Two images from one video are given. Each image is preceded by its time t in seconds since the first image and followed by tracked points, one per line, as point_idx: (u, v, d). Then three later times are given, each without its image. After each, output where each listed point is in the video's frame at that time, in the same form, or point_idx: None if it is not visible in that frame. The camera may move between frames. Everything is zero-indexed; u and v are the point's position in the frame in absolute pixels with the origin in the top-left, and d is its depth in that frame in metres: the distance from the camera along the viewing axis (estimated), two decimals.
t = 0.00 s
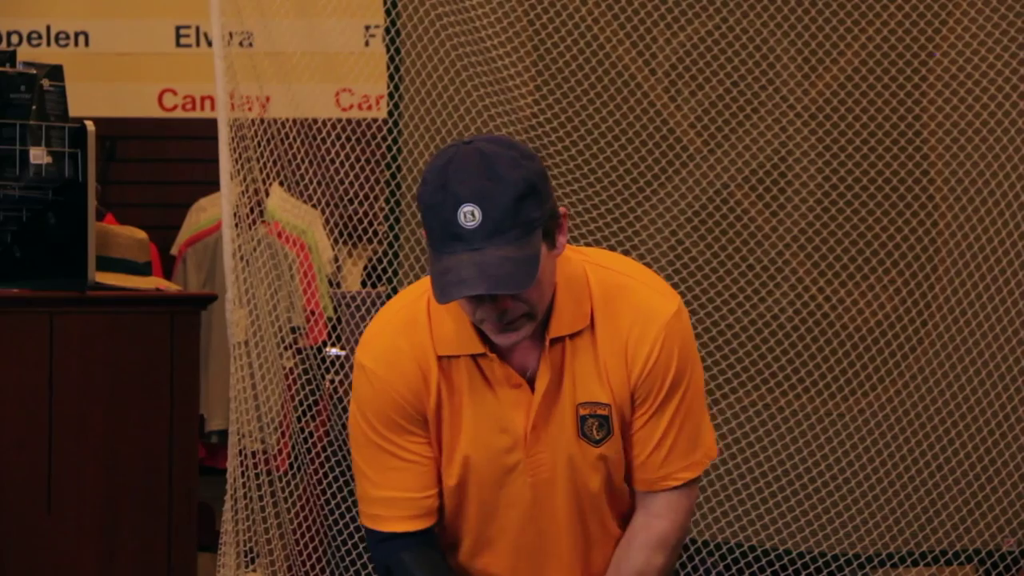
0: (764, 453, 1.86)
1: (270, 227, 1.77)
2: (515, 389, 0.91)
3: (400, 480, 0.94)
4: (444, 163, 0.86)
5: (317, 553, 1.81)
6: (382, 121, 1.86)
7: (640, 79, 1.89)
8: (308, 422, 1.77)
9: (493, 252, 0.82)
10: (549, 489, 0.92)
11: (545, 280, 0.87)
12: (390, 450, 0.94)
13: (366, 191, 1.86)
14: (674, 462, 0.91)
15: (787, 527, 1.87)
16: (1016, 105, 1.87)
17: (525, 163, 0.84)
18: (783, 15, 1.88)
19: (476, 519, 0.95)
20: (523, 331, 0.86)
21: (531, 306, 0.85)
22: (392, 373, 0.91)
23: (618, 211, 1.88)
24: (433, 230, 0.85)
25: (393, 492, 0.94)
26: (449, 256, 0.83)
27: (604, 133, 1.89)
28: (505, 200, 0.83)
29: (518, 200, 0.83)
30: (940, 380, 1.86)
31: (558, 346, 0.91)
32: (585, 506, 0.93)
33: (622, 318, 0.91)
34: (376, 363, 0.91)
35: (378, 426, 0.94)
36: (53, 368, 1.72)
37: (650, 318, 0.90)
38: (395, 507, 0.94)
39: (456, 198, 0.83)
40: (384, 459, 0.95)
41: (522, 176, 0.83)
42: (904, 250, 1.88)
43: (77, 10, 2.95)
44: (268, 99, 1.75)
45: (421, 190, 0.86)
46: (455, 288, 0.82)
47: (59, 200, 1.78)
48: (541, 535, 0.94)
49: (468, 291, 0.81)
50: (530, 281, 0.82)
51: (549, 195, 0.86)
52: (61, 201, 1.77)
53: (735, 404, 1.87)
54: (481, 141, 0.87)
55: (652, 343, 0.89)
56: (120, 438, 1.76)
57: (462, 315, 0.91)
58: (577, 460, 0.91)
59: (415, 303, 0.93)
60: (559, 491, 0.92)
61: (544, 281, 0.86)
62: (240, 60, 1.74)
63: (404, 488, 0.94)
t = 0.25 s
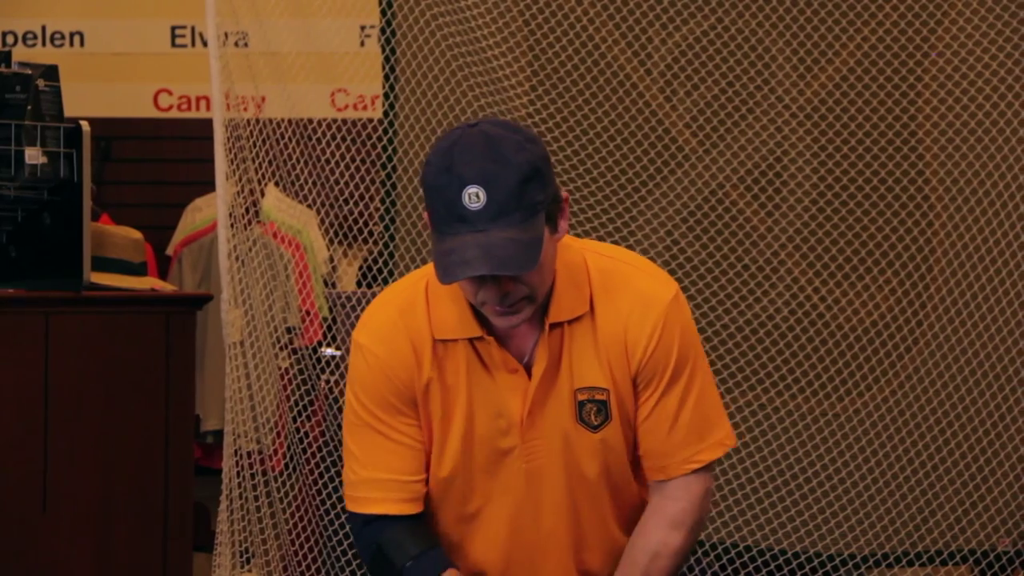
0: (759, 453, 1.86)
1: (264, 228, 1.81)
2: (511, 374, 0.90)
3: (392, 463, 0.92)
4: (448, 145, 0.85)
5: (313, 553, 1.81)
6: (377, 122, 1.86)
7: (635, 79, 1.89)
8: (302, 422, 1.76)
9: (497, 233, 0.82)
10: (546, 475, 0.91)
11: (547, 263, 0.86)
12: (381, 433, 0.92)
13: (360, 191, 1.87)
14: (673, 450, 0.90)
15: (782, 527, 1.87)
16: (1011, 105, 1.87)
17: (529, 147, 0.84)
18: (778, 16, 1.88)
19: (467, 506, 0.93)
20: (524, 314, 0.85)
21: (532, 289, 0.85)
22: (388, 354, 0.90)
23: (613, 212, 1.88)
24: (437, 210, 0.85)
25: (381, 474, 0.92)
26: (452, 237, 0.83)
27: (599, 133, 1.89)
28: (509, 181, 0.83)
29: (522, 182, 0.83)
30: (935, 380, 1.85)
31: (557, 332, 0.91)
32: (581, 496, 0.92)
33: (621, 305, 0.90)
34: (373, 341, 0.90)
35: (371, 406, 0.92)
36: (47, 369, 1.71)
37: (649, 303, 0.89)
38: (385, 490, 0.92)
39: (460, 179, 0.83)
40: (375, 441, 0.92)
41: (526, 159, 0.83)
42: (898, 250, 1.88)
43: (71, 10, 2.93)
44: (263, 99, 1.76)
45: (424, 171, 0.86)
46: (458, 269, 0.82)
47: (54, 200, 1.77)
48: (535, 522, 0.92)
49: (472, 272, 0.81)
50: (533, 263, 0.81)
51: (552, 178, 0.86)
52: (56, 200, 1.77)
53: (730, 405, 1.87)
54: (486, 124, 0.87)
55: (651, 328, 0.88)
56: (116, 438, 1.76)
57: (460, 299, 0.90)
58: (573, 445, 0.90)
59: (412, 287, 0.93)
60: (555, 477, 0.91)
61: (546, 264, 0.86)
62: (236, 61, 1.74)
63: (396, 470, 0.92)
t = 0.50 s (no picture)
0: (757, 449, 1.87)
1: (263, 222, 1.77)
2: (513, 365, 0.91)
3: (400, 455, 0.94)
4: (444, 136, 0.86)
5: (311, 548, 1.82)
6: (375, 117, 1.85)
7: (633, 75, 1.89)
8: (301, 416, 1.80)
9: (493, 220, 0.82)
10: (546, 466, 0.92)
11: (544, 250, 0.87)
12: (388, 426, 0.94)
13: (359, 186, 1.86)
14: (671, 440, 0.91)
15: (780, 522, 1.87)
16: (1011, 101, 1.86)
17: (524, 135, 0.85)
18: (777, 11, 1.88)
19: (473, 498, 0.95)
20: (523, 302, 0.86)
21: (530, 278, 0.85)
22: (390, 347, 0.91)
23: (612, 208, 1.88)
24: (432, 198, 0.85)
25: (393, 469, 0.94)
26: (449, 224, 0.84)
27: (597, 129, 1.89)
28: (505, 169, 0.83)
29: (519, 169, 0.84)
30: (933, 375, 1.86)
31: (556, 322, 0.92)
32: (582, 486, 0.93)
33: (618, 295, 0.91)
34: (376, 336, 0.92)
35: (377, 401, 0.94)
36: (47, 366, 1.71)
37: (645, 294, 0.91)
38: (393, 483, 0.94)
39: (456, 168, 0.84)
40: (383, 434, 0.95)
41: (522, 147, 0.84)
42: (897, 247, 1.89)
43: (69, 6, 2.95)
44: (260, 94, 1.76)
45: (420, 162, 0.86)
46: (456, 258, 0.82)
47: (51, 195, 1.78)
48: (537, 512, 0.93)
49: (469, 259, 0.81)
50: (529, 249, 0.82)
51: (548, 166, 0.86)
52: (54, 196, 1.78)
53: (728, 400, 1.88)
54: (481, 113, 0.87)
55: (648, 318, 0.90)
56: (114, 433, 1.76)
57: (460, 291, 0.91)
58: (573, 436, 0.91)
59: (413, 280, 0.94)
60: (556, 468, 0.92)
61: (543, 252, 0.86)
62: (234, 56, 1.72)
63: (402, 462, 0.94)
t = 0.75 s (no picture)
0: (758, 443, 1.87)
1: (265, 216, 1.81)
2: (523, 364, 0.91)
3: (419, 460, 0.95)
4: (445, 138, 0.86)
5: (313, 542, 1.82)
6: (376, 111, 1.85)
7: (635, 67, 1.89)
8: (302, 411, 1.80)
9: (497, 225, 0.82)
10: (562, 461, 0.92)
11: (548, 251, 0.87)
12: (405, 432, 0.95)
13: (360, 180, 1.85)
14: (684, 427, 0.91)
15: (781, 517, 1.87)
16: (1011, 94, 1.87)
17: (526, 136, 0.85)
18: (778, 5, 1.88)
19: (493, 495, 0.96)
20: (528, 303, 0.86)
21: (535, 278, 0.85)
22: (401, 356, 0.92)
23: (614, 201, 1.88)
24: (434, 204, 0.85)
25: (414, 477, 0.95)
26: (451, 230, 0.83)
27: (598, 123, 1.89)
28: (508, 170, 0.83)
29: (521, 171, 0.84)
30: (935, 369, 1.86)
31: (564, 317, 0.91)
32: (601, 479, 0.94)
33: (626, 287, 0.91)
34: (387, 343, 0.92)
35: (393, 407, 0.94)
36: (48, 360, 1.71)
37: (652, 284, 0.91)
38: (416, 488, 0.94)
39: (458, 170, 0.83)
40: (401, 440, 0.96)
41: (524, 148, 0.84)
42: (898, 240, 1.88)
43: None
44: (263, 89, 1.78)
45: (422, 164, 0.86)
46: (460, 262, 0.82)
47: (53, 189, 1.77)
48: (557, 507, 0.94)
49: (474, 264, 0.81)
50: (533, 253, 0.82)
51: (551, 167, 0.86)
52: (56, 190, 1.78)
53: (728, 395, 1.87)
54: (481, 114, 0.87)
55: (656, 309, 0.90)
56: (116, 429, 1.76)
57: (466, 292, 0.91)
58: (587, 432, 0.92)
59: (421, 284, 0.94)
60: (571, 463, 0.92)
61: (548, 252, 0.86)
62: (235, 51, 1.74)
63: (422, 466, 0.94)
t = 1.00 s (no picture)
0: (760, 439, 1.87)
1: (266, 213, 1.81)
2: (521, 377, 0.94)
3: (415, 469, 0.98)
4: (448, 149, 0.87)
5: (314, 540, 1.81)
6: (378, 108, 1.86)
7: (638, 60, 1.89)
8: (303, 408, 1.78)
9: (494, 238, 0.83)
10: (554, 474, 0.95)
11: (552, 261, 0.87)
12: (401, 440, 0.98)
13: (362, 176, 1.87)
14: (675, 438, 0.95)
15: (783, 513, 1.87)
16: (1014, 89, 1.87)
17: (529, 150, 0.86)
18: (780, 2, 1.88)
19: (488, 500, 0.99)
20: (526, 317, 0.87)
21: (533, 293, 0.86)
22: (400, 366, 0.93)
23: (617, 194, 1.89)
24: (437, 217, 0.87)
25: (411, 483, 0.97)
26: (449, 242, 0.85)
27: (600, 120, 1.89)
28: (509, 184, 0.84)
29: (523, 185, 0.85)
30: (936, 366, 1.86)
31: (562, 333, 0.94)
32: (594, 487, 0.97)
33: (622, 304, 0.93)
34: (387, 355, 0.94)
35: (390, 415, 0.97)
36: (49, 357, 1.70)
37: (648, 300, 0.93)
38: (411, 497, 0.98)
39: (459, 182, 0.85)
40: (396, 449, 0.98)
41: (525, 162, 0.85)
42: (899, 235, 1.88)
43: None
44: (264, 85, 1.78)
45: (424, 174, 0.88)
46: (456, 274, 0.83)
47: (54, 186, 1.77)
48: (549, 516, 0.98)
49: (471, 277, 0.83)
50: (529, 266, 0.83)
51: (554, 181, 0.87)
52: (57, 186, 1.77)
53: (730, 391, 1.88)
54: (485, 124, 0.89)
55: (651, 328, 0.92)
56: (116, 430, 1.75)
57: (466, 303, 0.93)
58: (582, 444, 0.95)
59: (419, 293, 0.95)
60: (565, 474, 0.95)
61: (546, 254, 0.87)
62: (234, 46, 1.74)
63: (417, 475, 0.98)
